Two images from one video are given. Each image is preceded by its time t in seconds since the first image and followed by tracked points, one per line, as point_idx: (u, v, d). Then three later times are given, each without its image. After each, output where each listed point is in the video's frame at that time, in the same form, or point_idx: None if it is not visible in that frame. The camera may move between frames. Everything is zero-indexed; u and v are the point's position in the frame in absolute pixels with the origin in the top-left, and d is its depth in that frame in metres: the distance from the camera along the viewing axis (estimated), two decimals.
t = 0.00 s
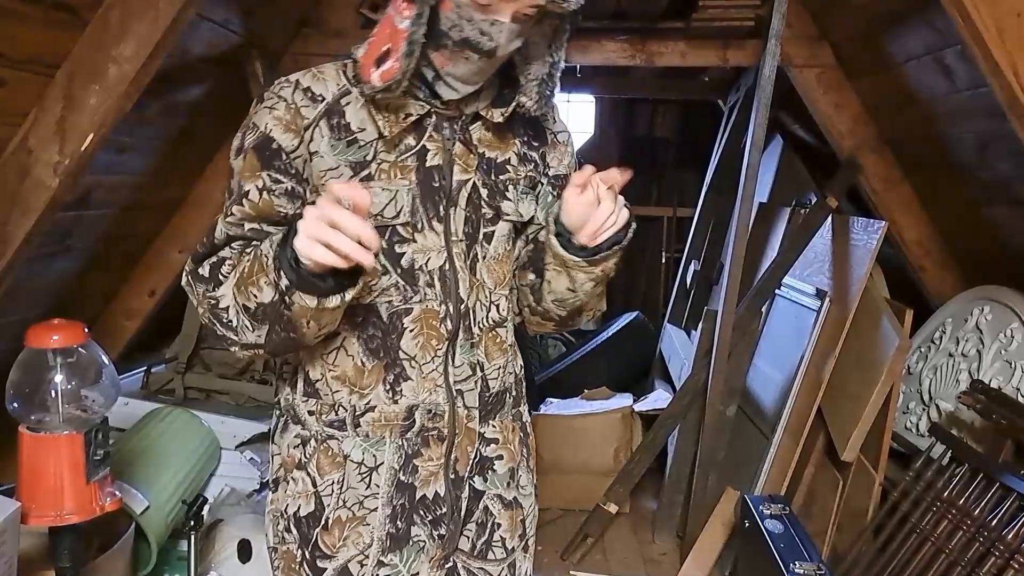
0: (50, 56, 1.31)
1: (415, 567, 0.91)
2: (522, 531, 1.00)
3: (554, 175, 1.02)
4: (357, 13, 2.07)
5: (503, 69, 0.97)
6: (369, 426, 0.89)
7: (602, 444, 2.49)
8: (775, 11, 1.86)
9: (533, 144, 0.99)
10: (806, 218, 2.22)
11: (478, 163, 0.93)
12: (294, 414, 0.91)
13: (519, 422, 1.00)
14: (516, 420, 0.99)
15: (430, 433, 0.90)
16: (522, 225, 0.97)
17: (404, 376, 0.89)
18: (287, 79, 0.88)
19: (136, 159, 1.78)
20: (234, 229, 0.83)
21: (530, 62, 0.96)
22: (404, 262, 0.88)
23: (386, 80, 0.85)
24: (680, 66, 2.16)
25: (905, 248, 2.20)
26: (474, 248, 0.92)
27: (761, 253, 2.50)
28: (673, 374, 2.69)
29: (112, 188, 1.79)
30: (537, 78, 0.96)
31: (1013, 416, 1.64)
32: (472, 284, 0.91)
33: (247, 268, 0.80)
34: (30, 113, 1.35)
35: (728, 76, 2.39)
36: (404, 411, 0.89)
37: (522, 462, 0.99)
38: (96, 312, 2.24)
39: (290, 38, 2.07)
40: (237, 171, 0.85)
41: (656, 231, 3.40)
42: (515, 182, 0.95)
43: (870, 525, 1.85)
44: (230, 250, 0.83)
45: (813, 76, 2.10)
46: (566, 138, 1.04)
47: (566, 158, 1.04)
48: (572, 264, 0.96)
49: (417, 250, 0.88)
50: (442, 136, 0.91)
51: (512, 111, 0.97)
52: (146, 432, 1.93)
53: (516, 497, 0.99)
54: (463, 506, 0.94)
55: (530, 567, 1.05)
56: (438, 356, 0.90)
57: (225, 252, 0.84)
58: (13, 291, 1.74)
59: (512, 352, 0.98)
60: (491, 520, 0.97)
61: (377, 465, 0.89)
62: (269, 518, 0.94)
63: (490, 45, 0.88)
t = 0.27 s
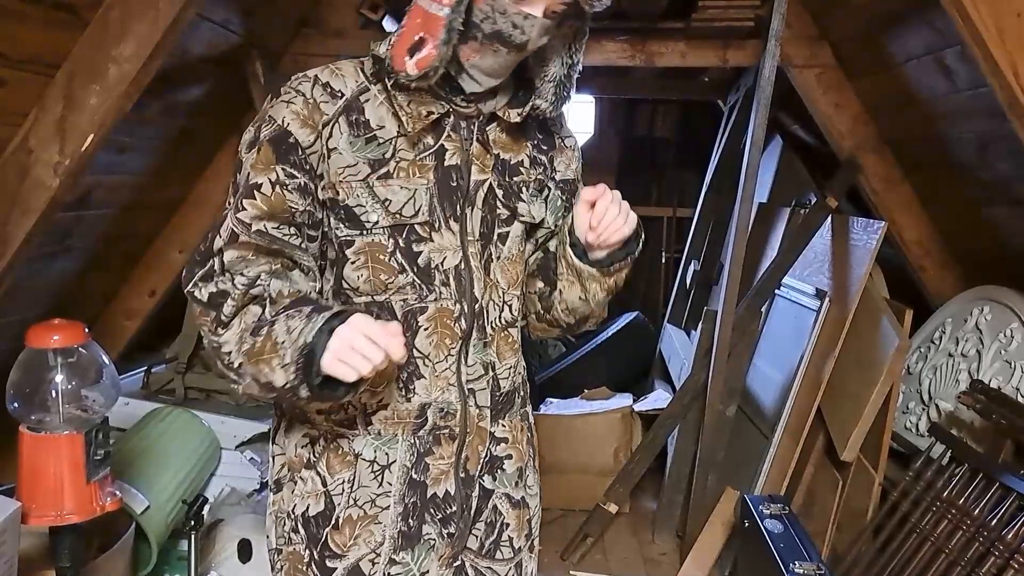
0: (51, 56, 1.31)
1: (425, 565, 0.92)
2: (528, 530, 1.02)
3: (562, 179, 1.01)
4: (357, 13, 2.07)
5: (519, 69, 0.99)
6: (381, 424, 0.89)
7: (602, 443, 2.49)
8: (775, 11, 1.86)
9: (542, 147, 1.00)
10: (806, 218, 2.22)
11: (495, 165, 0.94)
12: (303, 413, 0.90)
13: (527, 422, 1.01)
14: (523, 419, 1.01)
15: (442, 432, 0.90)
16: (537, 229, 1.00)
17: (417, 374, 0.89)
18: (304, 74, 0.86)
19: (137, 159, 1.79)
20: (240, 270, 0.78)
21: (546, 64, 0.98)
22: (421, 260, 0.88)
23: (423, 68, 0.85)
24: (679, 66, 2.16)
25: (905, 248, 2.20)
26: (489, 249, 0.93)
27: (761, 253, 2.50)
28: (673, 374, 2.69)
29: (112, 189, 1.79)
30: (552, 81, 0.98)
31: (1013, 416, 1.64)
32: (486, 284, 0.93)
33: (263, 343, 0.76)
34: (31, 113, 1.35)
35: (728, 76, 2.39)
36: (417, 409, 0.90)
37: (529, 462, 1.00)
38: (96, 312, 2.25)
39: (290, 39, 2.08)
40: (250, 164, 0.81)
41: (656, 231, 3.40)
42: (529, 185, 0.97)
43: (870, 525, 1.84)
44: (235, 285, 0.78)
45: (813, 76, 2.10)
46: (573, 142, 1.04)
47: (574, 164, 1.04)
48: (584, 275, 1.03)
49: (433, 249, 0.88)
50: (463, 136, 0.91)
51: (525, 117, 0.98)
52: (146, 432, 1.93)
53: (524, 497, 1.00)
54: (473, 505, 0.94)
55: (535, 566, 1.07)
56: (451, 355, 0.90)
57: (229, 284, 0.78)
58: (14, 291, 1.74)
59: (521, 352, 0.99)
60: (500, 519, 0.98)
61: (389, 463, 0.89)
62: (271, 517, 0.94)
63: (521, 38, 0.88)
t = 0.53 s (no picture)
0: (50, 56, 1.31)
1: (431, 566, 0.93)
2: (532, 533, 1.02)
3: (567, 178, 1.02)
4: (357, 13, 2.07)
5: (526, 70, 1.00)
6: (388, 426, 0.88)
7: (602, 443, 2.49)
8: (775, 11, 1.86)
9: (547, 148, 0.99)
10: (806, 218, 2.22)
11: (502, 165, 0.94)
12: (309, 415, 0.89)
13: (533, 423, 1.01)
14: (529, 421, 1.00)
15: (449, 433, 0.90)
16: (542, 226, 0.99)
17: (425, 375, 0.89)
18: (314, 73, 0.87)
19: (137, 159, 1.79)
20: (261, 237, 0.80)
21: (551, 58, 1.01)
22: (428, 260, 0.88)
23: (434, 58, 0.86)
24: (680, 66, 2.16)
25: (905, 247, 2.21)
26: (496, 249, 0.93)
27: (762, 252, 2.50)
28: (673, 374, 2.69)
29: (112, 189, 1.79)
30: (559, 72, 1.01)
31: (1013, 416, 1.64)
32: (493, 283, 0.92)
33: (308, 277, 0.78)
34: (31, 113, 1.35)
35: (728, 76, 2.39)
36: (424, 410, 0.89)
37: (535, 463, 1.00)
38: (96, 312, 2.25)
39: (290, 39, 2.07)
40: (265, 163, 0.82)
41: (656, 231, 3.41)
42: (535, 184, 0.97)
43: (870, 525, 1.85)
44: (258, 252, 0.79)
45: (814, 76, 2.10)
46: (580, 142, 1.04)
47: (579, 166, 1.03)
48: (570, 243, 0.97)
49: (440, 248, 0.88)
50: (470, 135, 0.91)
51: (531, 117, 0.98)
52: (146, 432, 1.93)
53: (529, 499, 1.00)
54: (479, 507, 0.95)
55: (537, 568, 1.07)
56: (458, 356, 0.89)
57: (255, 254, 0.79)
58: (13, 291, 1.74)
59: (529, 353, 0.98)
60: (505, 522, 0.98)
61: (396, 465, 0.89)
62: (278, 520, 0.94)
63: (529, 19, 0.90)
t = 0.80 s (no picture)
0: (50, 56, 1.31)
1: (440, 571, 0.93)
2: (540, 539, 1.02)
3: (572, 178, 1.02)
4: (357, 13, 2.07)
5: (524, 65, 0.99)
6: (397, 429, 0.88)
7: (602, 443, 2.49)
8: (775, 11, 1.86)
9: (552, 147, 1.00)
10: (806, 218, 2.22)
11: (506, 164, 0.94)
12: (317, 420, 0.89)
13: (542, 428, 1.01)
14: (538, 426, 1.00)
15: (458, 435, 0.90)
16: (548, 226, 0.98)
17: (433, 377, 0.89)
18: (316, 75, 0.87)
19: (137, 159, 1.78)
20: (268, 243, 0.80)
21: (548, 38, 1.05)
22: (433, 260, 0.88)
23: (418, 28, 0.89)
24: (679, 66, 2.16)
25: (906, 247, 2.21)
26: (502, 249, 0.93)
27: (762, 253, 2.50)
28: (673, 374, 2.69)
29: (112, 188, 1.79)
30: (560, 52, 1.06)
31: (1013, 416, 1.64)
32: (500, 284, 0.92)
33: (318, 286, 0.78)
34: (31, 113, 1.35)
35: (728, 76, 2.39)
36: (434, 413, 0.89)
37: (544, 469, 1.01)
38: (96, 312, 2.25)
39: (290, 39, 2.07)
40: (268, 162, 0.82)
41: (656, 231, 3.41)
42: (540, 184, 0.96)
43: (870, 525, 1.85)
44: (266, 258, 0.80)
45: (814, 76, 2.10)
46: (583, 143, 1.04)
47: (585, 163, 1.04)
48: (565, 267, 0.95)
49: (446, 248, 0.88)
50: (473, 134, 0.91)
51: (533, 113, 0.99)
52: (145, 433, 1.92)
53: (538, 505, 1.00)
54: (488, 511, 0.95)
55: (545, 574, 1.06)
56: (466, 358, 0.89)
57: (263, 262, 0.80)
58: (13, 291, 1.74)
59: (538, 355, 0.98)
60: (514, 528, 0.98)
61: (406, 469, 0.88)
62: (287, 528, 0.94)
63: None
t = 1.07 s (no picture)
0: (50, 56, 1.31)
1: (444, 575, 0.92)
2: (545, 544, 1.01)
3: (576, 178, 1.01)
4: (357, 13, 2.07)
5: (521, 61, 0.99)
6: (400, 431, 0.88)
7: (602, 443, 2.49)
8: (775, 11, 1.86)
9: (555, 147, 0.99)
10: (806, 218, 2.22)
11: (506, 163, 0.94)
12: (322, 422, 0.90)
13: (548, 430, 1.01)
14: (544, 427, 1.00)
15: (461, 437, 0.90)
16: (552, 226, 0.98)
17: (436, 378, 0.89)
18: (314, 78, 0.87)
19: (137, 159, 1.78)
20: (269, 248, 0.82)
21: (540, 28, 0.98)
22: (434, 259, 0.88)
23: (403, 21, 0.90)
24: (679, 65, 2.16)
25: (906, 247, 2.21)
26: (504, 248, 0.93)
27: (762, 253, 2.50)
28: (673, 374, 2.69)
29: (112, 189, 1.79)
30: (551, 42, 0.98)
31: (1013, 416, 1.64)
32: (502, 283, 0.92)
33: (315, 290, 0.78)
34: (31, 113, 1.35)
35: (728, 76, 2.39)
36: (436, 414, 0.89)
37: (550, 472, 1.00)
38: (96, 312, 2.25)
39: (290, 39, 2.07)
40: (267, 165, 0.83)
41: (656, 231, 3.41)
42: (541, 183, 0.97)
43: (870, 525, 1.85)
44: (267, 262, 0.81)
45: (814, 76, 2.10)
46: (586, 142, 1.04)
47: (588, 161, 1.03)
48: (562, 279, 0.93)
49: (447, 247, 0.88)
50: (472, 132, 0.91)
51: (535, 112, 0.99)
52: (145, 433, 1.92)
53: (543, 509, 0.99)
54: (492, 514, 0.94)
55: None
56: (468, 358, 0.89)
57: (264, 267, 0.81)
58: (13, 291, 1.74)
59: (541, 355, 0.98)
60: (519, 532, 0.97)
61: (409, 471, 0.88)
62: (294, 531, 0.94)
63: None
